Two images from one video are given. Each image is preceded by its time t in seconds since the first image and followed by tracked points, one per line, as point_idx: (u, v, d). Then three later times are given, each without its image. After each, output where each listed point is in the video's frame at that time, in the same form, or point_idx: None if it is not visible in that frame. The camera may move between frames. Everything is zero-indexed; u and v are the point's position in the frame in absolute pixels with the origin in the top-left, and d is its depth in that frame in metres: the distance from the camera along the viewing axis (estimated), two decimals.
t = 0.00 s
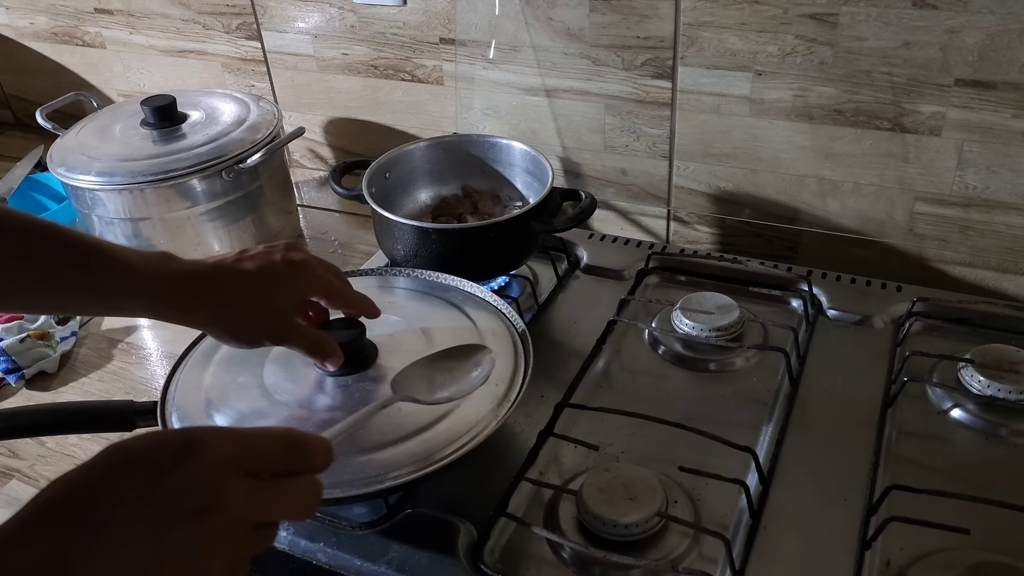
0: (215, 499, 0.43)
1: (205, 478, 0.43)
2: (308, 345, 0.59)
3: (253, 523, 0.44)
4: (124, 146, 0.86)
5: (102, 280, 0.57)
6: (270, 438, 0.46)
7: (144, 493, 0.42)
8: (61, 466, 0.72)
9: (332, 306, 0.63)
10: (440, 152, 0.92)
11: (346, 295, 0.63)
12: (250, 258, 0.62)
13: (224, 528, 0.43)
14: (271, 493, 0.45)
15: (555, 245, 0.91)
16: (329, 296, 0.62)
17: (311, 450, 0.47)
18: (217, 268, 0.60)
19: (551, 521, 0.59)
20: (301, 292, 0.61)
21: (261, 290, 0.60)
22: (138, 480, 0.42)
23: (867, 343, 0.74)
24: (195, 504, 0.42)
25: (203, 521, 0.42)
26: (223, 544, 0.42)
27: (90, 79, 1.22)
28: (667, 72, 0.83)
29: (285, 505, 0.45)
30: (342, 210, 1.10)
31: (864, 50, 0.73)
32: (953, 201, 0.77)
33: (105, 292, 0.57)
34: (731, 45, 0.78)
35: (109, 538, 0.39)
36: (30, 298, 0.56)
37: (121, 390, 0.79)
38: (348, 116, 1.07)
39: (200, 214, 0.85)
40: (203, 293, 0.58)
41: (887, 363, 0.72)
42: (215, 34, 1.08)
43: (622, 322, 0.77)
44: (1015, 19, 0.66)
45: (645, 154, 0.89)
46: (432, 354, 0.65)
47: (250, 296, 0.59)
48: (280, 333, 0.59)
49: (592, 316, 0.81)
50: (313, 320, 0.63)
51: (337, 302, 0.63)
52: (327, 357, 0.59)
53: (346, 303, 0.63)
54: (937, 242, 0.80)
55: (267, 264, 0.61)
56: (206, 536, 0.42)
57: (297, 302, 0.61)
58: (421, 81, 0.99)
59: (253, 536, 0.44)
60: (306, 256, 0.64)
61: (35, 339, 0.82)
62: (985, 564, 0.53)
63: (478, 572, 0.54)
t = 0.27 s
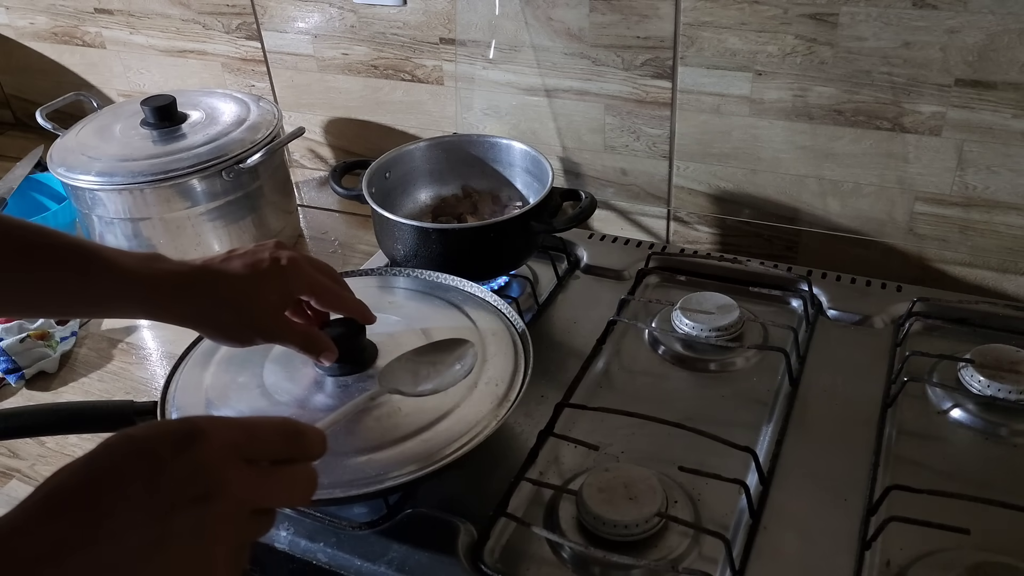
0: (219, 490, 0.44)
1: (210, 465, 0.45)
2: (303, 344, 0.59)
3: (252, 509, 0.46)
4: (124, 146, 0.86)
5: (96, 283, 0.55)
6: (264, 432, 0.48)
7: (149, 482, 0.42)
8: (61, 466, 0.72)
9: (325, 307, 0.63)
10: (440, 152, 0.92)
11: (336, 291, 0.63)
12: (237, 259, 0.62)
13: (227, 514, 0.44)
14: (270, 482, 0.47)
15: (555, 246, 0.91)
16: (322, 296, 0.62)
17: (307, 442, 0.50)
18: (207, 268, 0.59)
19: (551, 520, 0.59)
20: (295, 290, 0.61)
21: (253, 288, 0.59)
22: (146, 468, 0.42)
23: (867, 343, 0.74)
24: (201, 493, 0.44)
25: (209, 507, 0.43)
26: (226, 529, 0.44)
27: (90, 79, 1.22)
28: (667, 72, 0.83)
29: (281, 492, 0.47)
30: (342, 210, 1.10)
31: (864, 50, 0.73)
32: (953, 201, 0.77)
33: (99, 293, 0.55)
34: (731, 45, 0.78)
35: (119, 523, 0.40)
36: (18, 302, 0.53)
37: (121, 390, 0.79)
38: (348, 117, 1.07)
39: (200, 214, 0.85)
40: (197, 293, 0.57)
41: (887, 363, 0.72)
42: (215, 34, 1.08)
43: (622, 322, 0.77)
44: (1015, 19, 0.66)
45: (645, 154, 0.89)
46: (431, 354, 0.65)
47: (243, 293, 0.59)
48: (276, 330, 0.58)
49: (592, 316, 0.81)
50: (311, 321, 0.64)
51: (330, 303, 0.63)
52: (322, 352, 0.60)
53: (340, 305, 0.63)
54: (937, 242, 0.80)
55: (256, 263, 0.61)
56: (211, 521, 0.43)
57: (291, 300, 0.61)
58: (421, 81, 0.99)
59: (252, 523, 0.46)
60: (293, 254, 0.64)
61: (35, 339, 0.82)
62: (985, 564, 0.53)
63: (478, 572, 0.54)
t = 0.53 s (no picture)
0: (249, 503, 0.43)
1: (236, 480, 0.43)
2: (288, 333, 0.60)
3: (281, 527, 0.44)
4: (124, 147, 0.86)
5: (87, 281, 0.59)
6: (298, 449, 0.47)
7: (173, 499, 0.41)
8: (61, 466, 0.72)
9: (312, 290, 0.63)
10: (440, 152, 0.92)
11: (311, 274, 0.63)
12: (204, 245, 0.61)
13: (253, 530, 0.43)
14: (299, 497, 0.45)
15: (555, 246, 0.91)
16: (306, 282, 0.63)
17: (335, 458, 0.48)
18: (174, 260, 0.60)
19: (551, 521, 0.59)
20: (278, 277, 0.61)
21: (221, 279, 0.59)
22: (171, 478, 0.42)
23: (867, 343, 0.74)
24: (228, 503, 0.42)
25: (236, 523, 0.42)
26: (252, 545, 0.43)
27: (90, 79, 1.22)
28: (667, 72, 0.83)
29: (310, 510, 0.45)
30: (342, 210, 1.10)
31: (864, 51, 0.73)
32: (953, 201, 0.77)
33: (94, 296, 0.59)
34: (731, 45, 0.78)
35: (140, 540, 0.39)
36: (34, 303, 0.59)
37: (121, 390, 0.79)
38: (348, 117, 1.07)
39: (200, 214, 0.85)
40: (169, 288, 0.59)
41: (887, 363, 0.72)
42: (215, 34, 1.08)
43: (622, 322, 0.77)
44: (1015, 19, 0.66)
45: (645, 154, 0.89)
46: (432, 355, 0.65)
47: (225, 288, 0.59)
48: (249, 320, 0.59)
49: (592, 316, 0.81)
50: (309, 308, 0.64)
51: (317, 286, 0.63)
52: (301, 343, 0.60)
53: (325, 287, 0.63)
54: (937, 242, 0.80)
55: (223, 249, 0.61)
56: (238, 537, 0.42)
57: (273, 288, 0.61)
58: (421, 81, 0.99)
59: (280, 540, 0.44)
60: (261, 237, 0.63)
61: (35, 340, 0.82)
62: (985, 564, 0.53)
63: (478, 572, 0.54)
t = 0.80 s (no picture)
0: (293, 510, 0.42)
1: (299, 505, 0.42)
2: (303, 321, 0.59)
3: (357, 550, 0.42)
4: (124, 146, 0.86)
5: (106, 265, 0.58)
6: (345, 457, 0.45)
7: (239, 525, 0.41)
8: (61, 466, 0.72)
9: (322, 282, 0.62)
10: (440, 152, 0.92)
11: (331, 270, 0.63)
12: (238, 230, 0.61)
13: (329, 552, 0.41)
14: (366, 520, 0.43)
15: (555, 246, 0.91)
16: (317, 269, 0.62)
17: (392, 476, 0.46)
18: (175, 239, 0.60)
19: (551, 521, 0.59)
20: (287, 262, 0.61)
21: (248, 262, 0.59)
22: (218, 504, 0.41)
23: (867, 343, 0.74)
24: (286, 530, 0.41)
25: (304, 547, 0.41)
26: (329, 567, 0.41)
27: (90, 79, 1.22)
28: (667, 72, 0.83)
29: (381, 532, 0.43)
30: (343, 210, 1.10)
31: (864, 51, 0.73)
32: (953, 200, 0.77)
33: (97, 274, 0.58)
34: (731, 45, 0.78)
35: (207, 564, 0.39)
36: (43, 291, 0.58)
37: (121, 390, 0.79)
38: (348, 117, 1.07)
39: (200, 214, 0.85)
40: (193, 270, 0.58)
41: (887, 363, 0.72)
42: (215, 34, 1.08)
43: (622, 322, 0.77)
44: (1014, 20, 0.66)
45: (645, 154, 0.89)
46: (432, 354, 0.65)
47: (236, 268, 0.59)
48: (273, 303, 0.58)
49: (592, 316, 0.81)
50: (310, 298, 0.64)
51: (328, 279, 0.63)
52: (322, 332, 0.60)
53: (336, 282, 0.63)
54: (937, 243, 0.80)
55: (256, 235, 0.61)
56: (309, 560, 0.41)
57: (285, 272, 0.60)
58: (420, 81, 0.99)
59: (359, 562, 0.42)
60: (292, 227, 0.63)
61: (35, 339, 0.82)
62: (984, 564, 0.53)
63: (478, 572, 0.54)
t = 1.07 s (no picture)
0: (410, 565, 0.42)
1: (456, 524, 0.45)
2: (324, 333, 0.60)
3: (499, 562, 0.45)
4: (124, 146, 0.86)
5: (138, 262, 0.56)
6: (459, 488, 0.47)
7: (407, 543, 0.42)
8: (61, 466, 0.72)
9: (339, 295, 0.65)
10: (440, 152, 0.92)
11: (351, 283, 0.65)
12: (270, 237, 0.63)
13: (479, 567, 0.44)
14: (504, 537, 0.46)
15: (555, 246, 0.91)
16: (339, 283, 0.64)
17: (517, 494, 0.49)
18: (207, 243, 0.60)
19: (551, 520, 0.59)
20: (314, 272, 0.63)
21: (284, 267, 0.61)
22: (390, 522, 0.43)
23: (867, 343, 0.74)
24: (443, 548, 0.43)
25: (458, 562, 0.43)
26: None
27: (90, 79, 1.22)
28: (667, 72, 0.83)
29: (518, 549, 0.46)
30: (343, 210, 1.10)
31: (864, 50, 0.73)
32: (953, 200, 0.77)
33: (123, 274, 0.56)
34: (731, 45, 0.78)
35: None
36: (62, 293, 0.55)
37: (121, 390, 0.79)
38: (348, 116, 1.07)
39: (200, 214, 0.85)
40: (232, 269, 0.59)
41: (887, 363, 0.72)
42: (215, 34, 1.08)
43: (621, 322, 0.77)
44: (1015, 19, 0.66)
45: (645, 154, 0.89)
46: (433, 354, 0.66)
47: (270, 273, 0.59)
48: (302, 310, 0.59)
49: (592, 316, 0.81)
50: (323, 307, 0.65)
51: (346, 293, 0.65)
52: (339, 352, 0.60)
53: (354, 299, 0.65)
54: (937, 243, 0.80)
55: (289, 241, 0.63)
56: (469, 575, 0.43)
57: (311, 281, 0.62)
58: (420, 80, 0.99)
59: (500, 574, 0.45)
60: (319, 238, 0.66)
61: (35, 339, 0.82)
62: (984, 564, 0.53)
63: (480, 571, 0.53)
